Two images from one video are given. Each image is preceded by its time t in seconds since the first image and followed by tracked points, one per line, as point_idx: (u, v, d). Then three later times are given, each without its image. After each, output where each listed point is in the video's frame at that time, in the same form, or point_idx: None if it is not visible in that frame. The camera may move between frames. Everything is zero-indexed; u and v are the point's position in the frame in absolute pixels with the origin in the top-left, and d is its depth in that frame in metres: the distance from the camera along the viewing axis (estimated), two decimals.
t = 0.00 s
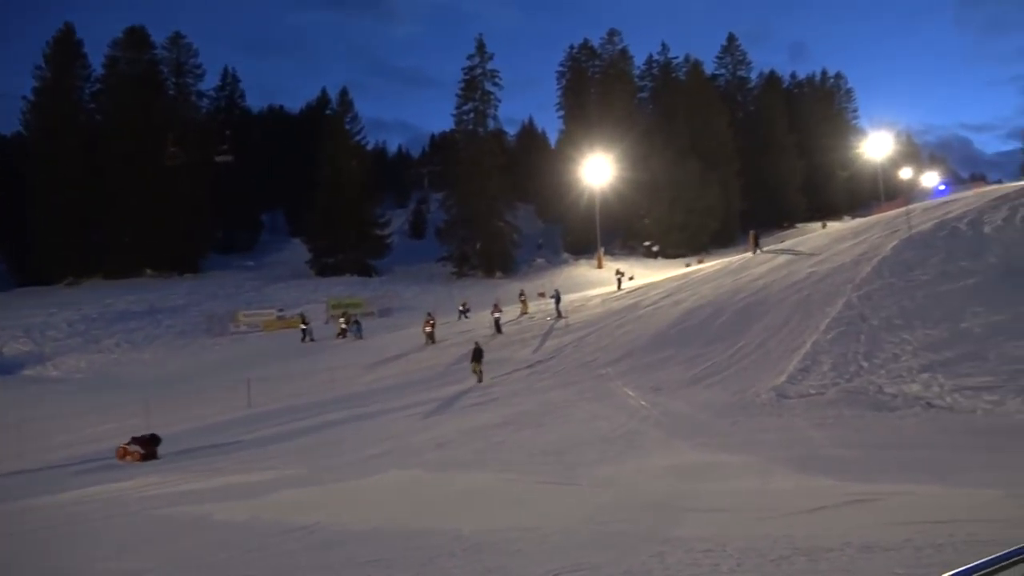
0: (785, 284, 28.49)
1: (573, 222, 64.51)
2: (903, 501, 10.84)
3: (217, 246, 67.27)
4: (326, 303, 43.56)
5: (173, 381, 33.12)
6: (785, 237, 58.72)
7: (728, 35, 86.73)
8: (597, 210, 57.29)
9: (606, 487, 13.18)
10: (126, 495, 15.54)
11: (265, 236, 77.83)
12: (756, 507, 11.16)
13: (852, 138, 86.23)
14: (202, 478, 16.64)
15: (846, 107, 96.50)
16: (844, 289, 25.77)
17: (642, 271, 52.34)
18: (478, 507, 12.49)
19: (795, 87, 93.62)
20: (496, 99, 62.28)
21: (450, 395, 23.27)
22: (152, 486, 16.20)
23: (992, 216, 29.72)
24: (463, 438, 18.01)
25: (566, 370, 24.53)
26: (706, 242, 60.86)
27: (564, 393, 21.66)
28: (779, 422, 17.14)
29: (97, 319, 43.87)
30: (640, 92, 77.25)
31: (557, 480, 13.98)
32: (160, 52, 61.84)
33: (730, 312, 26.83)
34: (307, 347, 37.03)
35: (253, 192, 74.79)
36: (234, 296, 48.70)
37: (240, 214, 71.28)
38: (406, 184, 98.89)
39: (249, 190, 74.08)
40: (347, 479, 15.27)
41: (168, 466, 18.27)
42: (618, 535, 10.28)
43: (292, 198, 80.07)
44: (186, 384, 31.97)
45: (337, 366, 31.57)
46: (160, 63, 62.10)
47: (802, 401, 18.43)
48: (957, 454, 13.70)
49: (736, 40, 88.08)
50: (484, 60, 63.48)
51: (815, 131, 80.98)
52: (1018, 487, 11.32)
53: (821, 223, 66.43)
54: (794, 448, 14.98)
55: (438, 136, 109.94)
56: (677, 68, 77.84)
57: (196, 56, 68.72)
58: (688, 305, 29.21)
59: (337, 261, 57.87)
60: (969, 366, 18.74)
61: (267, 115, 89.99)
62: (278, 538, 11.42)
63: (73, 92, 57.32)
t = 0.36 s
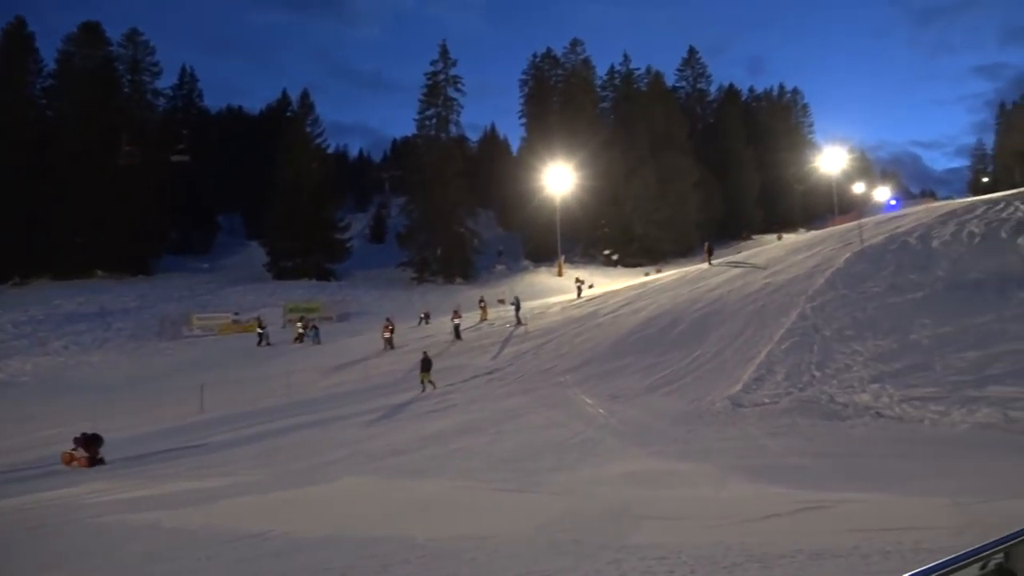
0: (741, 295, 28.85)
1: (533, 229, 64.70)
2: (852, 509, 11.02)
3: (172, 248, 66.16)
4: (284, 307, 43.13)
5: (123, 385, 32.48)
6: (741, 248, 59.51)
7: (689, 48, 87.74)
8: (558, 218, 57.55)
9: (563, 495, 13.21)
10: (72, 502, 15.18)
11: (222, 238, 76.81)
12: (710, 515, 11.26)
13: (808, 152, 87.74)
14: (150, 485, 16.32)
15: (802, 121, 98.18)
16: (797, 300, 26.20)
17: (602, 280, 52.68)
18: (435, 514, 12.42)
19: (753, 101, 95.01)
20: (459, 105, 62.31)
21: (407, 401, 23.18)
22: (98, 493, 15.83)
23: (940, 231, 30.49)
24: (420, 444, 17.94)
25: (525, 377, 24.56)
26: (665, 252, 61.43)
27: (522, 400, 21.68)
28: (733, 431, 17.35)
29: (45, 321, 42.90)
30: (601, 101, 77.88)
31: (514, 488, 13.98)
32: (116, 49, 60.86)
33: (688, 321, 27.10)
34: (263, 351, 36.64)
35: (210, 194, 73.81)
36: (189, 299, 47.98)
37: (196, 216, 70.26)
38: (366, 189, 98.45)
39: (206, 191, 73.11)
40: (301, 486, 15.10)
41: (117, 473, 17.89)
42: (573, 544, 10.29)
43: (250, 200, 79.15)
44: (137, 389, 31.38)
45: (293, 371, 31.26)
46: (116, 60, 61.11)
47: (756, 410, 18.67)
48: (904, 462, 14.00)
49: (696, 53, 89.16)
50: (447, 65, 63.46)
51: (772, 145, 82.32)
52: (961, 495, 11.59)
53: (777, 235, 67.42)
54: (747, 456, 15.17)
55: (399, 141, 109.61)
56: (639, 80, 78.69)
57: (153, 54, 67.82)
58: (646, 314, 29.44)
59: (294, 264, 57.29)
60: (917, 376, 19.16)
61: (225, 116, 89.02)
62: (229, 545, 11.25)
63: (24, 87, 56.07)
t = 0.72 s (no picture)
0: (712, 300, 29.07)
1: (506, 233, 64.71)
2: (818, 512, 11.16)
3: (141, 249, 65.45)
4: (255, 310, 42.77)
5: (89, 388, 32.03)
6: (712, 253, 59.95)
7: (662, 54, 88.37)
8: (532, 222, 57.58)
9: (534, 499, 13.21)
10: (36, 508, 14.94)
11: (192, 239, 76.07)
12: (681, 518, 11.34)
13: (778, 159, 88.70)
14: (117, 489, 16.11)
15: (773, 129, 99.21)
16: (767, 305, 26.48)
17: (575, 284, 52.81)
18: (407, 519, 12.37)
19: (725, 108, 95.85)
20: (433, 108, 62.28)
21: (378, 405, 23.10)
22: (62, 498, 15.59)
23: (907, 238, 30.97)
24: (392, 448, 17.90)
25: (496, 381, 24.55)
26: (636, 256, 61.82)
27: (495, 404, 21.69)
28: (703, 436, 17.47)
29: (10, 322, 42.24)
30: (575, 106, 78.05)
31: (485, 492, 13.97)
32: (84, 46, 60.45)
33: (659, 326, 27.25)
34: (233, 354, 36.34)
35: (180, 194, 73.17)
36: (158, 301, 47.47)
37: (165, 216, 69.59)
38: (339, 191, 98.04)
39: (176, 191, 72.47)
40: (271, 489, 15.00)
41: (83, 477, 17.64)
42: (545, 548, 10.32)
43: (221, 201, 78.53)
44: (103, 391, 30.95)
45: (263, 374, 31.02)
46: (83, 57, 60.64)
47: (727, 414, 18.81)
48: (870, 466, 14.18)
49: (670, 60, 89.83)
50: (421, 68, 63.41)
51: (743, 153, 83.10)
52: (925, 498, 11.77)
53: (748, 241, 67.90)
54: (717, 460, 15.29)
55: (372, 143, 109.32)
56: (613, 85, 79.14)
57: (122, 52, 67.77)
58: (618, 318, 29.58)
59: (265, 266, 56.88)
60: (883, 382, 19.41)
61: (196, 116, 88.38)
62: (198, 550, 11.15)
63: None
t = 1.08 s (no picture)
0: (683, 303, 29.22)
1: (480, 235, 64.61)
2: (788, 514, 11.25)
3: (108, 248, 64.52)
4: (225, 311, 42.42)
5: (55, 390, 31.54)
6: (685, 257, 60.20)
7: (636, 58, 88.87)
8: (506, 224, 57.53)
9: (505, 501, 13.21)
10: None
11: (161, 238, 75.24)
12: (651, 519, 11.41)
13: (750, 164, 89.54)
14: (80, 493, 15.86)
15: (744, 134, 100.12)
16: (738, 308, 26.67)
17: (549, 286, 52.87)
18: (377, 522, 12.32)
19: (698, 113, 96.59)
20: (407, 108, 62.10)
21: (350, 407, 23.01)
22: (25, 502, 15.34)
23: (875, 243, 31.39)
24: (364, 450, 17.82)
25: (469, 382, 24.53)
26: (609, 259, 61.93)
27: (467, 406, 21.67)
28: (674, 437, 17.57)
29: None
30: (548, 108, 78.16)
31: (457, 494, 13.94)
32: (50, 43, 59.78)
33: (631, 329, 27.38)
34: (203, 355, 36.02)
35: (149, 193, 72.37)
36: (126, 301, 46.90)
37: (134, 216, 68.73)
38: (312, 191, 97.56)
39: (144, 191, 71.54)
40: (239, 493, 14.85)
41: (47, 481, 17.36)
42: (518, 550, 10.31)
43: (191, 201, 77.70)
44: (68, 393, 30.51)
45: (233, 376, 30.76)
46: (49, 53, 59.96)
47: (698, 416, 18.94)
48: (838, 467, 14.35)
49: (643, 64, 90.37)
50: (395, 68, 63.20)
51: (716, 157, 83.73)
52: (892, 499, 11.93)
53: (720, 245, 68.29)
54: (689, 461, 15.39)
55: (346, 143, 108.90)
56: (587, 88, 79.46)
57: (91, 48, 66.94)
58: (590, 320, 29.69)
59: (236, 267, 56.36)
60: (852, 384, 19.64)
61: (166, 113, 87.51)
62: (165, 555, 11.01)
63: None
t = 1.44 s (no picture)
0: (664, 306, 29.34)
1: (463, 236, 64.58)
2: (766, 516, 11.35)
3: (85, 245, 63.89)
4: (205, 309, 42.12)
5: (30, 387, 31.20)
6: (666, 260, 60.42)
7: (620, 62, 89.11)
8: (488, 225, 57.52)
9: (485, 502, 13.22)
10: None
11: (141, 235, 74.63)
12: (631, 522, 11.44)
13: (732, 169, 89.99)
14: (54, 492, 15.70)
15: (727, 139, 100.55)
16: (718, 312, 26.81)
17: (531, 288, 52.90)
18: (355, 523, 12.28)
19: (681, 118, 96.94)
20: (391, 108, 61.94)
21: (330, 407, 22.94)
22: None
23: (854, 249, 31.64)
24: (343, 450, 17.75)
25: (449, 384, 24.50)
26: (591, 261, 61.98)
27: (448, 407, 21.65)
28: (654, 440, 17.64)
29: None
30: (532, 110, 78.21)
31: (437, 494, 13.93)
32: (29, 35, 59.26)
33: (612, 331, 27.43)
34: (182, 353, 35.77)
35: (128, 189, 71.80)
36: (104, 298, 46.48)
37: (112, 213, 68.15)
38: (294, 189, 97.12)
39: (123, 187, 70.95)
40: (216, 493, 14.76)
41: (20, 479, 17.16)
42: (497, 551, 10.33)
43: (171, 199, 77.16)
44: (44, 390, 30.20)
45: (212, 374, 30.58)
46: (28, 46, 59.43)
47: (677, 419, 19.03)
48: (816, 471, 14.47)
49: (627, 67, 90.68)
50: (379, 68, 63.00)
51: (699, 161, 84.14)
52: (868, 503, 12.02)
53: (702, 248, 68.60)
54: (669, 464, 15.44)
55: (329, 142, 108.57)
56: (571, 91, 79.63)
57: (70, 42, 66.67)
58: (572, 322, 29.74)
59: (216, 265, 56.02)
60: (830, 388, 19.79)
61: (147, 109, 86.88)
62: (142, 554, 10.92)
63: None
